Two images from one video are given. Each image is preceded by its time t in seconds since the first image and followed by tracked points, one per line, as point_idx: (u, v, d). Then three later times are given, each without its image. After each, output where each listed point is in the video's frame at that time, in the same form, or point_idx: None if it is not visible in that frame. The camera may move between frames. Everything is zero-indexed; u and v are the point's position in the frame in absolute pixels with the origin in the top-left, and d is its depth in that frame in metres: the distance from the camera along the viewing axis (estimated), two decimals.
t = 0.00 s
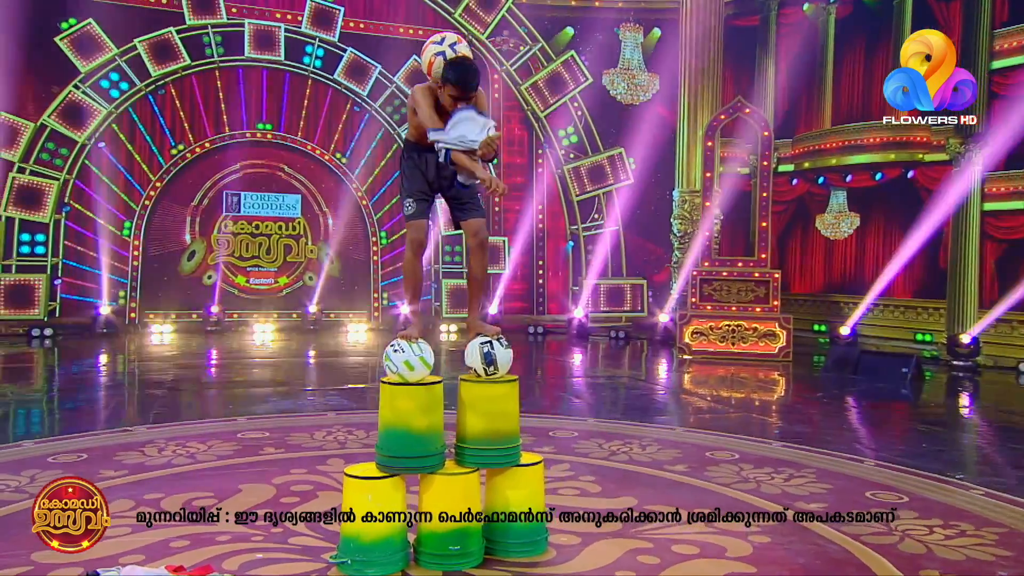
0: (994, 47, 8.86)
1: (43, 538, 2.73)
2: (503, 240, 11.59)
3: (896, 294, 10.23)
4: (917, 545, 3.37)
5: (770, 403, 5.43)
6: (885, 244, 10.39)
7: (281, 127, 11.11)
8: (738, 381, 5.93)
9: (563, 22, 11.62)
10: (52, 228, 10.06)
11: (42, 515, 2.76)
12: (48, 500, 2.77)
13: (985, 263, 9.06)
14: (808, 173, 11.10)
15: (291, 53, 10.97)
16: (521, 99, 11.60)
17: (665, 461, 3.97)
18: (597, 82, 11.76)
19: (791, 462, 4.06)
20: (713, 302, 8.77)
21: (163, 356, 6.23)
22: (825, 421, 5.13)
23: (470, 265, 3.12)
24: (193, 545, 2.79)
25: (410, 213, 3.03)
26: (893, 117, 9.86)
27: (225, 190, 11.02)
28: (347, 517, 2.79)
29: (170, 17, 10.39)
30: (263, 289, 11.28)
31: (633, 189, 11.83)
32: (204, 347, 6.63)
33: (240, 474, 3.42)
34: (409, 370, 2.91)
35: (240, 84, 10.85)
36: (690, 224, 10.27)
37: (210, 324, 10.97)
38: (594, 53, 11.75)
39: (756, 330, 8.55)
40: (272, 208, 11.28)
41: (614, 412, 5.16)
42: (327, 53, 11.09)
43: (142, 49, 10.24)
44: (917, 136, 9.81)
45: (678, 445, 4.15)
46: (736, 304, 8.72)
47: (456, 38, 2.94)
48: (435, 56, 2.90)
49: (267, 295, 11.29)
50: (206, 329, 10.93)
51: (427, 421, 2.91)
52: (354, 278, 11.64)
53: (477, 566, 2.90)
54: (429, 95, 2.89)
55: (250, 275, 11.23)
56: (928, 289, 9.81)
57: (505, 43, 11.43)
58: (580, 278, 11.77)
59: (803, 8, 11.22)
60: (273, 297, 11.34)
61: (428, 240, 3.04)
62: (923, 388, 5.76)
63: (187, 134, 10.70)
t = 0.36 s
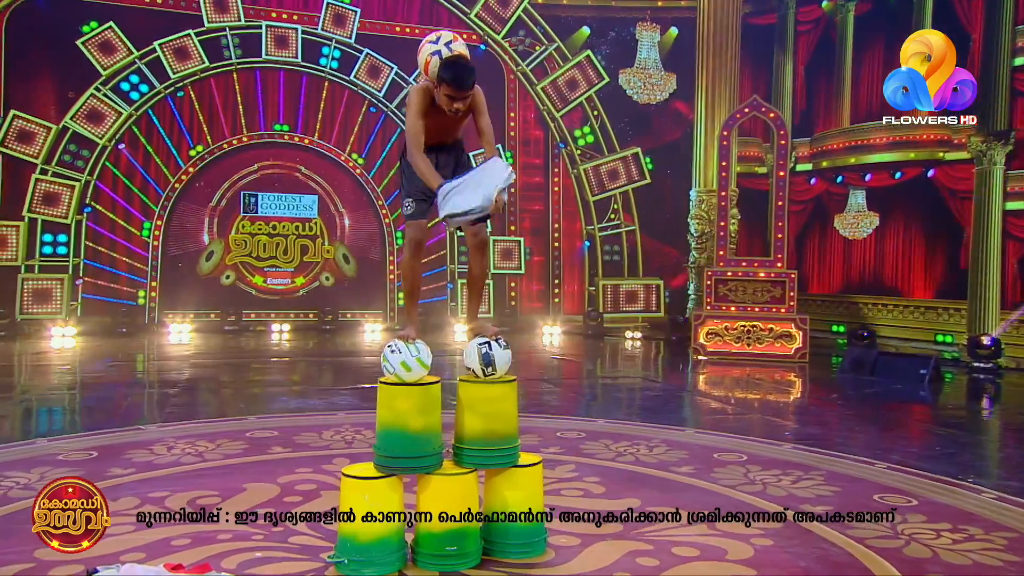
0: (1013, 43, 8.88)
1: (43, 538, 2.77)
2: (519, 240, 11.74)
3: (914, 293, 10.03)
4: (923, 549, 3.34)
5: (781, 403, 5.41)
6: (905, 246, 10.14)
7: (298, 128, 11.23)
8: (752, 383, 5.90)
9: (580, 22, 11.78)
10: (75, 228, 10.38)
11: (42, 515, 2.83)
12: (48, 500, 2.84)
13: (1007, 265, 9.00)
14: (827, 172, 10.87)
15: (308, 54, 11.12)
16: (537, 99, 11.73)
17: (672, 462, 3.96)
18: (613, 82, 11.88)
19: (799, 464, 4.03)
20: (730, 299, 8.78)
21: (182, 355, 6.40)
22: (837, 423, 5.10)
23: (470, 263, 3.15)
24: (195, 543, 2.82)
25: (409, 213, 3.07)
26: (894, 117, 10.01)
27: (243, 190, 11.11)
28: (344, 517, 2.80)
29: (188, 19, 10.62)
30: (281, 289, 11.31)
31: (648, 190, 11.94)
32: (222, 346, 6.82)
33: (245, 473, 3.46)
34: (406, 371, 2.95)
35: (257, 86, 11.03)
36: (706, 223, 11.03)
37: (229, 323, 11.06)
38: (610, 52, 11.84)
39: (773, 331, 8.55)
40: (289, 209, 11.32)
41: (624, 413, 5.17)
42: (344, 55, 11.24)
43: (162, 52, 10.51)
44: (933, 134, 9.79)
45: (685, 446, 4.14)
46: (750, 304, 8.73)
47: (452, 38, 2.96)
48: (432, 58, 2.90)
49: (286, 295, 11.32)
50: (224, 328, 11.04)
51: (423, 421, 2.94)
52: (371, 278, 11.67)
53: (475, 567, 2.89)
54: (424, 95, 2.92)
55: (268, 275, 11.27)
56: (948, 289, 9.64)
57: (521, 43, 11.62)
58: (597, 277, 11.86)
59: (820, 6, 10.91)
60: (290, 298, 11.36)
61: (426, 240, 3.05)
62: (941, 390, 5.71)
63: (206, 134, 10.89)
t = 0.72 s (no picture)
0: None
1: (42, 538, 2.76)
2: (536, 240, 11.79)
3: (936, 294, 10.04)
4: (929, 552, 3.32)
5: (794, 405, 5.38)
6: (926, 245, 10.21)
7: (318, 130, 11.32)
8: (770, 385, 5.87)
9: (597, 20, 11.73)
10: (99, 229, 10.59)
11: (41, 515, 2.78)
12: (48, 499, 2.79)
13: None
14: (847, 171, 10.87)
15: (326, 56, 11.22)
16: (553, 99, 11.69)
17: (680, 463, 3.96)
18: (629, 83, 11.78)
19: (809, 466, 4.01)
20: (745, 299, 8.80)
21: (200, 355, 6.52)
22: (852, 425, 5.06)
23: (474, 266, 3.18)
24: (198, 540, 2.87)
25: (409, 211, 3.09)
26: (894, 117, 10.18)
27: (262, 192, 11.24)
28: (344, 515, 2.82)
29: (210, 23, 10.79)
30: (300, 289, 11.45)
31: (665, 189, 11.88)
32: (238, 346, 6.94)
33: (253, 471, 3.52)
34: (405, 372, 2.94)
35: (277, 89, 11.13)
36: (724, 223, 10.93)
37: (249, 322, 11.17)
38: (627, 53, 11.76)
39: (790, 331, 8.52)
40: (308, 210, 11.42)
41: (637, 414, 5.17)
42: (362, 57, 11.32)
43: (182, 56, 10.70)
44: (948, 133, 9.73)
45: (694, 447, 4.14)
46: (765, 305, 8.73)
47: (454, 42, 2.96)
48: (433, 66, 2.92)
49: (304, 295, 11.44)
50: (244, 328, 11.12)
51: (423, 421, 2.95)
52: (389, 279, 11.76)
53: (473, 567, 2.92)
54: (422, 101, 2.92)
55: (287, 275, 11.42)
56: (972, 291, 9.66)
57: (538, 44, 11.62)
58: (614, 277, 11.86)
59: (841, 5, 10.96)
60: (309, 297, 11.49)
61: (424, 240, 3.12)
62: (960, 393, 5.65)
63: (226, 137, 11.03)
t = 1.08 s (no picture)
0: None
1: (43, 536, 2.77)
2: (553, 241, 12.01)
3: (953, 294, 9.98)
4: (932, 552, 3.33)
5: (805, 404, 5.40)
6: (940, 244, 10.12)
7: (337, 133, 11.74)
8: (786, 385, 5.89)
9: (614, 24, 11.92)
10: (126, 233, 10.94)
11: (42, 515, 2.75)
12: (48, 500, 2.74)
13: None
14: (863, 171, 10.83)
15: (346, 60, 11.61)
16: (570, 101, 11.91)
17: (685, 462, 4.00)
18: (644, 85, 11.92)
19: (816, 466, 4.04)
20: (757, 300, 8.86)
21: (222, 354, 6.67)
22: (863, 425, 5.08)
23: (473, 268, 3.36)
24: (206, 535, 2.96)
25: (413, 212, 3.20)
26: (894, 117, 10.32)
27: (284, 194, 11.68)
28: (345, 512, 2.89)
29: (232, 29, 11.17)
30: (320, 289, 11.87)
31: (682, 190, 11.92)
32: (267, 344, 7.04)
33: (265, 467, 3.63)
34: (406, 370, 3.02)
35: (298, 92, 11.54)
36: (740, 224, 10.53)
37: (270, 321, 11.60)
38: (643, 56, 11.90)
39: (803, 332, 8.56)
40: (328, 212, 11.88)
41: (647, 412, 5.23)
42: (381, 61, 11.74)
43: (208, 62, 11.04)
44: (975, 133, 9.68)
45: (702, 446, 4.18)
46: (780, 305, 8.77)
47: (452, 45, 3.03)
48: (432, 67, 3.00)
49: (324, 295, 11.87)
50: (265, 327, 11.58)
51: (423, 419, 3.02)
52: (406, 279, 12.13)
53: (472, 564, 2.98)
54: (421, 101, 2.98)
55: (307, 276, 11.83)
56: (989, 291, 9.62)
57: (553, 46, 11.86)
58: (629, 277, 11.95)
59: (856, 5, 10.89)
60: (328, 297, 11.91)
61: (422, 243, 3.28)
62: (974, 394, 5.64)
63: (250, 140, 11.46)
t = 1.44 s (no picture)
0: None
1: (42, 537, 2.88)
2: (568, 241, 12.43)
3: (965, 294, 10.38)
4: (929, 550, 3.36)
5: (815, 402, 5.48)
6: (951, 242, 10.60)
7: (357, 135, 12.21)
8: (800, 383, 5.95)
9: (630, 28, 12.36)
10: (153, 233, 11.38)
11: (42, 515, 2.92)
12: (48, 500, 2.92)
13: None
14: (876, 172, 11.25)
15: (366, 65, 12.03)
16: (586, 103, 12.30)
17: (690, 459, 4.08)
18: (660, 86, 12.42)
19: (820, 464, 4.08)
20: (773, 301, 8.87)
21: (247, 349, 6.95)
22: (872, 423, 5.12)
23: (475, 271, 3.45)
24: (216, 527, 3.09)
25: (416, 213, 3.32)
26: (893, 117, 10.79)
27: (304, 196, 12.17)
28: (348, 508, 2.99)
29: (255, 35, 11.66)
30: (340, 288, 12.38)
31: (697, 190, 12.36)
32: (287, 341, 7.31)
33: (277, 462, 3.77)
34: (408, 368, 3.13)
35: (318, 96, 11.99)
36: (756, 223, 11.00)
37: (291, 320, 12.11)
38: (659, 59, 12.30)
39: (816, 331, 8.61)
40: (347, 213, 12.38)
41: (657, 409, 5.32)
42: (400, 65, 12.13)
43: (232, 67, 11.45)
44: (991, 132, 9.81)
45: (707, 445, 4.25)
46: (797, 305, 8.77)
47: (453, 48, 3.13)
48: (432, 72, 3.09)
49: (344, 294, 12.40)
50: (287, 326, 12.06)
51: (424, 416, 3.12)
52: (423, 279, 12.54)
53: (472, 558, 3.08)
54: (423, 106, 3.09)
55: (328, 275, 12.33)
56: (998, 292, 9.90)
57: (569, 49, 12.20)
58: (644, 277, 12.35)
59: (871, 7, 11.39)
60: (349, 296, 12.43)
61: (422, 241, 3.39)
62: (987, 392, 5.66)
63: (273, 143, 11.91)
